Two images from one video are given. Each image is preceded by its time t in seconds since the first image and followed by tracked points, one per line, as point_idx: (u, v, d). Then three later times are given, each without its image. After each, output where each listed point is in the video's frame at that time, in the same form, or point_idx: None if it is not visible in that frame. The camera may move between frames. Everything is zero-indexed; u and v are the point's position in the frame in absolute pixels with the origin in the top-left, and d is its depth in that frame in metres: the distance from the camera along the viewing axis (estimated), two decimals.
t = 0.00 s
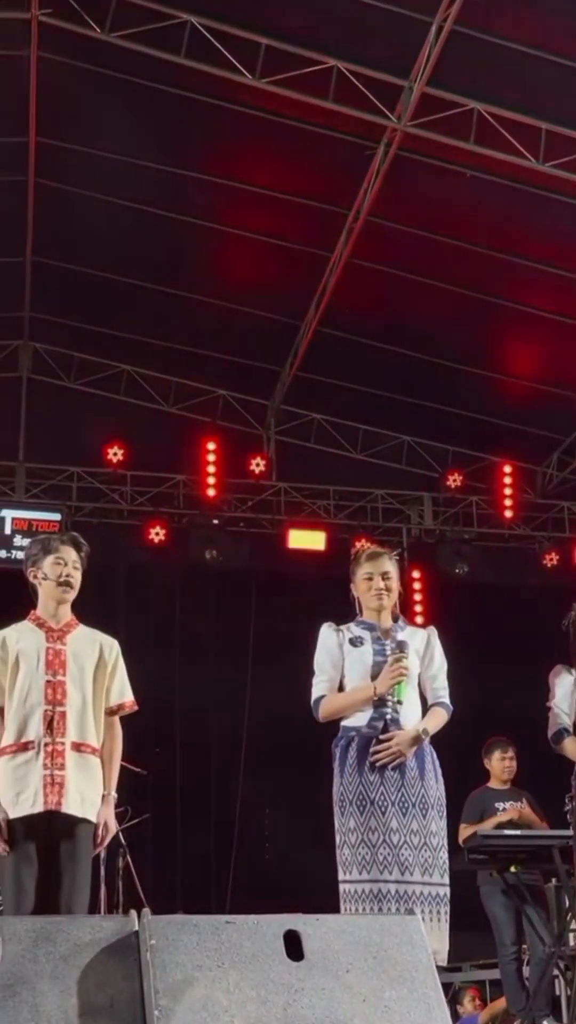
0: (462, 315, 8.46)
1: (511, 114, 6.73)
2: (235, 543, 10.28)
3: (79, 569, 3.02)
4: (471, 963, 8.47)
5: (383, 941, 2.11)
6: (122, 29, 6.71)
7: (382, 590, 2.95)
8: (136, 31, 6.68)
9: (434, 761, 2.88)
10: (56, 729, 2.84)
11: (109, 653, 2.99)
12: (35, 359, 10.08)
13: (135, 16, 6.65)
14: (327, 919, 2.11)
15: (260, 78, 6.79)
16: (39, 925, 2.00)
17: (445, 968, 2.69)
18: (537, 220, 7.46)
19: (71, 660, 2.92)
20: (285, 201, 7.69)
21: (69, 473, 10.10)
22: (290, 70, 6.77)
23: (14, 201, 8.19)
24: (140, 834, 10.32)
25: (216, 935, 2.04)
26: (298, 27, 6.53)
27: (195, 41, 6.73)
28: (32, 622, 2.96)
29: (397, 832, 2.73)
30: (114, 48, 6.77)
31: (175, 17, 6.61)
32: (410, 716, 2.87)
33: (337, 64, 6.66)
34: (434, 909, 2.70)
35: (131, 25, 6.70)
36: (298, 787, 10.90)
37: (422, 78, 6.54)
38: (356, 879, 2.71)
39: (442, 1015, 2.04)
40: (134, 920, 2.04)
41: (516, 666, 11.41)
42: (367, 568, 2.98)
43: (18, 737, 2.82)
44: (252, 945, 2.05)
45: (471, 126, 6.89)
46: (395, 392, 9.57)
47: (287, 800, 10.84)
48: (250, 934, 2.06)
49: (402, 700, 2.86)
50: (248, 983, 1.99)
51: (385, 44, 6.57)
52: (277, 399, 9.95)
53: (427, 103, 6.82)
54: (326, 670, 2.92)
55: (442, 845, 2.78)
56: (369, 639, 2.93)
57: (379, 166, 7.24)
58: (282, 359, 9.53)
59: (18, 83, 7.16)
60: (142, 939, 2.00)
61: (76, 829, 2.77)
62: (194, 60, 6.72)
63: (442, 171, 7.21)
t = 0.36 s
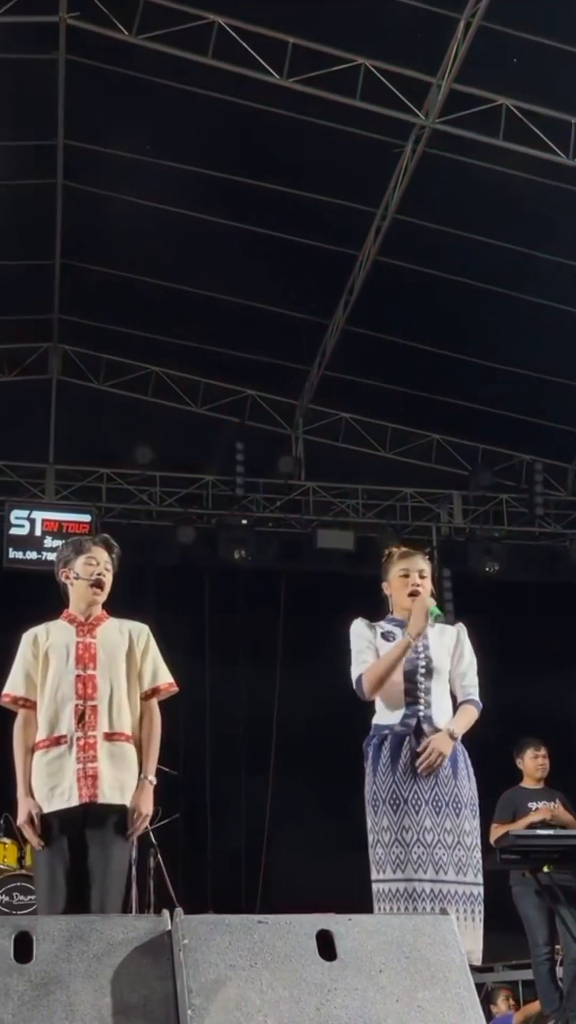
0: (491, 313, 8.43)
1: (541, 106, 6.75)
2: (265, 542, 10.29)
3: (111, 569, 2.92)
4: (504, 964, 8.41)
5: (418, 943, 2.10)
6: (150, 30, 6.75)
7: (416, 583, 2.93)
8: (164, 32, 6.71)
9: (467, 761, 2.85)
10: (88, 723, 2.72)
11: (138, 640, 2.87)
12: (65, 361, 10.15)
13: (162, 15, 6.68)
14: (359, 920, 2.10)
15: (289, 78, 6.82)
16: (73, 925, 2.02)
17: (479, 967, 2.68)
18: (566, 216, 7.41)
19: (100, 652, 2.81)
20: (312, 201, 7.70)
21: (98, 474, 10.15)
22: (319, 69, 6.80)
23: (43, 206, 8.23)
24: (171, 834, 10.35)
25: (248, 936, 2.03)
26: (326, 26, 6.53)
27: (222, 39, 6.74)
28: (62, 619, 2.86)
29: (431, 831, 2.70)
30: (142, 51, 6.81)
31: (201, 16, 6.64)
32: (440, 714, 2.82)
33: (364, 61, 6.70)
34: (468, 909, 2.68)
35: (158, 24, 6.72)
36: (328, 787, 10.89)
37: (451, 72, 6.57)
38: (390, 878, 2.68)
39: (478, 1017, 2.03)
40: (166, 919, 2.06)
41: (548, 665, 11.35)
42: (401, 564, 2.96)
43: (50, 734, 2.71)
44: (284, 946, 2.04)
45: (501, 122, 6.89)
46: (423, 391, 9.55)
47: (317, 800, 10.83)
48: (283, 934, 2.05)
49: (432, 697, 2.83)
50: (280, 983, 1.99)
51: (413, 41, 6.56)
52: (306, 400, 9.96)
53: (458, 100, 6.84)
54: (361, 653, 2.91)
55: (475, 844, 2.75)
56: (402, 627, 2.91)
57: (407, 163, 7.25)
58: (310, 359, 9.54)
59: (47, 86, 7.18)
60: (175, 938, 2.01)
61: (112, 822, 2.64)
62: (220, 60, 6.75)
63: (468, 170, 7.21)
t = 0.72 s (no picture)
0: (520, 307, 8.37)
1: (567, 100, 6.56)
2: (293, 541, 10.28)
3: (139, 571, 2.94)
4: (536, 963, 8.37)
5: (450, 941, 2.11)
6: (176, 31, 6.68)
7: (449, 586, 2.91)
8: (189, 31, 6.64)
9: (499, 760, 2.83)
10: (125, 724, 2.73)
11: (171, 644, 2.88)
12: (93, 363, 10.19)
13: (188, 16, 6.61)
14: (392, 918, 2.11)
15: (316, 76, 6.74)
16: (106, 923, 2.01)
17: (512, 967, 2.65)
18: None
19: (135, 657, 2.82)
20: (341, 198, 7.70)
21: (127, 474, 10.20)
22: (347, 66, 6.71)
23: (71, 208, 8.27)
24: (201, 832, 10.39)
25: (281, 934, 2.04)
26: (354, 21, 6.47)
27: (249, 39, 6.67)
28: (95, 623, 2.88)
29: (465, 828, 2.68)
30: (167, 49, 6.75)
31: (228, 16, 6.54)
32: (472, 713, 2.82)
33: (392, 59, 6.56)
34: (503, 907, 2.65)
35: (184, 24, 6.66)
36: (358, 785, 10.88)
37: (479, 67, 6.40)
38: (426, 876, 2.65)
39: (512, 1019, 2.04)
40: (199, 917, 2.06)
41: None
42: (432, 566, 2.94)
43: (88, 736, 2.71)
44: (317, 944, 2.05)
45: (530, 116, 6.77)
46: (452, 386, 9.50)
47: (347, 798, 10.82)
48: (316, 931, 2.06)
49: (465, 696, 2.83)
50: (314, 981, 2.00)
51: (440, 35, 6.46)
52: (334, 399, 9.93)
53: (485, 94, 6.70)
54: (395, 650, 2.89)
55: (509, 843, 2.74)
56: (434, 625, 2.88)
57: (435, 160, 7.20)
58: (338, 356, 9.51)
59: (74, 87, 7.16)
60: (207, 937, 2.01)
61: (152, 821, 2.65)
62: (248, 60, 6.68)
63: (495, 164, 7.16)
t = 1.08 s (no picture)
0: (540, 304, 8.34)
1: None
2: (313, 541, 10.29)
3: (161, 570, 2.96)
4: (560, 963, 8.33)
5: (474, 939, 1.98)
6: (194, 30, 6.68)
7: (470, 581, 2.91)
8: (207, 30, 6.64)
9: (524, 758, 2.81)
10: (151, 723, 2.70)
11: (196, 646, 2.89)
12: (114, 363, 10.22)
13: (207, 16, 6.61)
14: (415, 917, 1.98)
15: (334, 72, 6.73)
16: (128, 921, 1.88)
17: (536, 967, 2.63)
18: None
19: (161, 656, 2.82)
20: (359, 195, 7.69)
21: (147, 474, 10.23)
22: (366, 63, 6.70)
23: (90, 207, 8.27)
24: (223, 831, 10.39)
25: (304, 932, 1.92)
26: (373, 19, 6.45)
27: (268, 38, 6.67)
28: (120, 622, 2.87)
29: (489, 826, 2.66)
30: (186, 48, 6.75)
31: (247, 14, 6.54)
32: (497, 710, 2.80)
33: (411, 55, 6.55)
34: (527, 906, 2.63)
35: (203, 24, 6.67)
36: (379, 784, 10.87)
37: (498, 62, 6.37)
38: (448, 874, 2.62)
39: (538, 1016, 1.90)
40: (222, 915, 1.94)
41: None
42: (453, 560, 2.96)
43: (114, 733, 2.69)
44: (341, 942, 1.92)
45: (550, 111, 6.73)
46: (471, 384, 9.48)
47: (369, 797, 10.82)
48: (338, 930, 1.93)
49: (489, 693, 2.81)
50: (337, 980, 1.87)
51: (460, 30, 6.43)
52: (354, 397, 9.93)
53: (505, 89, 6.67)
54: (418, 647, 2.89)
55: (533, 841, 2.71)
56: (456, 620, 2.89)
57: (454, 156, 7.18)
58: (357, 354, 9.51)
59: (94, 88, 7.18)
60: (230, 935, 1.89)
61: (176, 821, 2.62)
62: (267, 59, 6.69)
63: (514, 159, 7.10)
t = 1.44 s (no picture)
0: (566, 299, 8.31)
1: None
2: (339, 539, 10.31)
3: (184, 570, 2.97)
4: None
5: (503, 939, 1.92)
6: (218, 30, 6.74)
7: (497, 578, 2.89)
8: (232, 30, 6.70)
9: (553, 756, 2.78)
10: (178, 723, 2.71)
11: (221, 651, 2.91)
12: (139, 364, 10.27)
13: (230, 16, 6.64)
14: (445, 918, 1.94)
15: (358, 70, 6.76)
16: (158, 919, 1.87)
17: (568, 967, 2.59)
18: None
19: (188, 658, 2.84)
20: (383, 193, 7.69)
21: (173, 474, 10.27)
22: (389, 60, 6.71)
23: (114, 209, 8.30)
24: (250, 830, 10.42)
25: (332, 930, 1.88)
26: (396, 16, 6.46)
27: (291, 36, 6.69)
28: (147, 624, 2.89)
29: (519, 826, 2.62)
30: (210, 47, 6.79)
31: (270, 13, 6.59)
32: (527, 709, 2.78)
33: (435, 49, 6.58)
34: (557, 905, 2.59)
35: (226, 23, 6.71)
36: (406, 783, 10.86)
37: (522, 57, 6.36)
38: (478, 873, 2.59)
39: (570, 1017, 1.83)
40: (250, 913, 1.91)
41: None
42: (480, 558, 2.95)
43: (141, 733, 2.69)
44: (369, 940, 1.89)
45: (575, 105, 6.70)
46: (497, 381, 9.45)
47: (395, 796, 10.81)
48: (367, 929, 1.90)
49: (518, 691, 2.79)
50: (367, 979, 1.83)
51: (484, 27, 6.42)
52: (379, 393, 9.93)
53: (529, 84, 6.66)
54: (446, 646, 2.89)
55: (562, 840, 2.67)
56: (484, 618, 2.89)
57: (478, 151, 7.16)
58: (382, 353, 9.51)
59: (118, 90, 7.20)
60: (258, 933, 1.86)
61: (204, 822, 2.62)
62: (291, 58, 6.73)
63: (537, 155, 7.09)
